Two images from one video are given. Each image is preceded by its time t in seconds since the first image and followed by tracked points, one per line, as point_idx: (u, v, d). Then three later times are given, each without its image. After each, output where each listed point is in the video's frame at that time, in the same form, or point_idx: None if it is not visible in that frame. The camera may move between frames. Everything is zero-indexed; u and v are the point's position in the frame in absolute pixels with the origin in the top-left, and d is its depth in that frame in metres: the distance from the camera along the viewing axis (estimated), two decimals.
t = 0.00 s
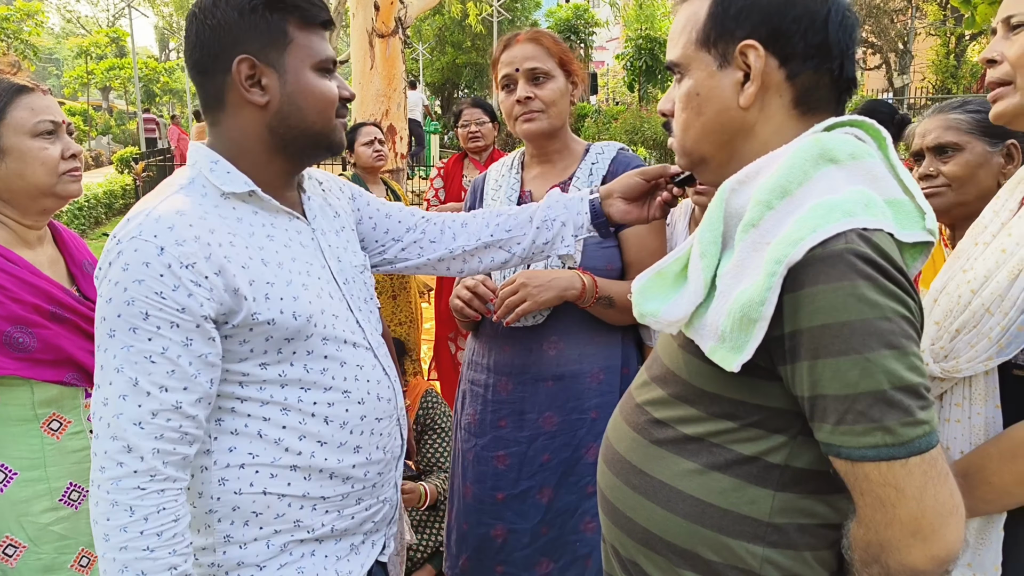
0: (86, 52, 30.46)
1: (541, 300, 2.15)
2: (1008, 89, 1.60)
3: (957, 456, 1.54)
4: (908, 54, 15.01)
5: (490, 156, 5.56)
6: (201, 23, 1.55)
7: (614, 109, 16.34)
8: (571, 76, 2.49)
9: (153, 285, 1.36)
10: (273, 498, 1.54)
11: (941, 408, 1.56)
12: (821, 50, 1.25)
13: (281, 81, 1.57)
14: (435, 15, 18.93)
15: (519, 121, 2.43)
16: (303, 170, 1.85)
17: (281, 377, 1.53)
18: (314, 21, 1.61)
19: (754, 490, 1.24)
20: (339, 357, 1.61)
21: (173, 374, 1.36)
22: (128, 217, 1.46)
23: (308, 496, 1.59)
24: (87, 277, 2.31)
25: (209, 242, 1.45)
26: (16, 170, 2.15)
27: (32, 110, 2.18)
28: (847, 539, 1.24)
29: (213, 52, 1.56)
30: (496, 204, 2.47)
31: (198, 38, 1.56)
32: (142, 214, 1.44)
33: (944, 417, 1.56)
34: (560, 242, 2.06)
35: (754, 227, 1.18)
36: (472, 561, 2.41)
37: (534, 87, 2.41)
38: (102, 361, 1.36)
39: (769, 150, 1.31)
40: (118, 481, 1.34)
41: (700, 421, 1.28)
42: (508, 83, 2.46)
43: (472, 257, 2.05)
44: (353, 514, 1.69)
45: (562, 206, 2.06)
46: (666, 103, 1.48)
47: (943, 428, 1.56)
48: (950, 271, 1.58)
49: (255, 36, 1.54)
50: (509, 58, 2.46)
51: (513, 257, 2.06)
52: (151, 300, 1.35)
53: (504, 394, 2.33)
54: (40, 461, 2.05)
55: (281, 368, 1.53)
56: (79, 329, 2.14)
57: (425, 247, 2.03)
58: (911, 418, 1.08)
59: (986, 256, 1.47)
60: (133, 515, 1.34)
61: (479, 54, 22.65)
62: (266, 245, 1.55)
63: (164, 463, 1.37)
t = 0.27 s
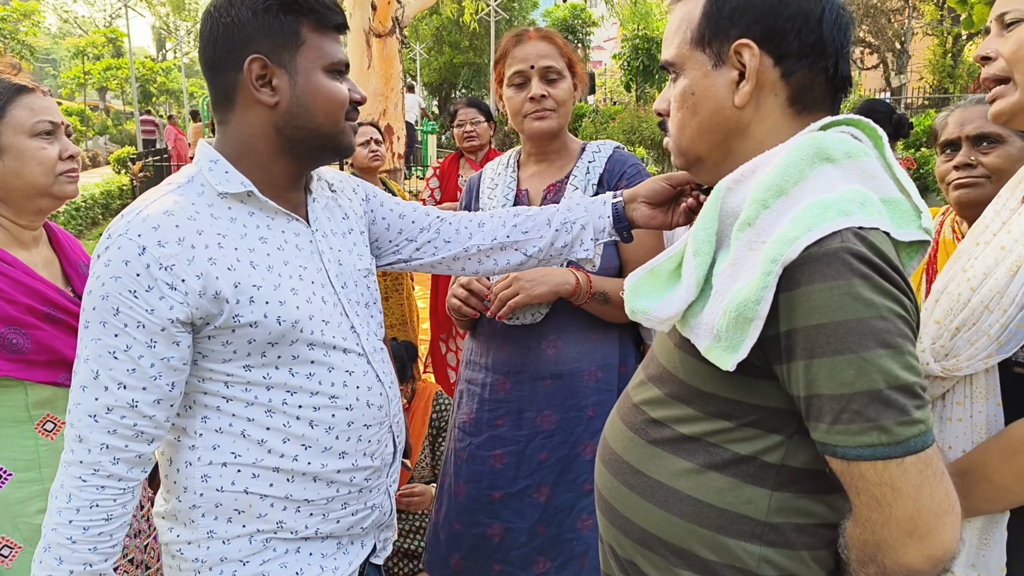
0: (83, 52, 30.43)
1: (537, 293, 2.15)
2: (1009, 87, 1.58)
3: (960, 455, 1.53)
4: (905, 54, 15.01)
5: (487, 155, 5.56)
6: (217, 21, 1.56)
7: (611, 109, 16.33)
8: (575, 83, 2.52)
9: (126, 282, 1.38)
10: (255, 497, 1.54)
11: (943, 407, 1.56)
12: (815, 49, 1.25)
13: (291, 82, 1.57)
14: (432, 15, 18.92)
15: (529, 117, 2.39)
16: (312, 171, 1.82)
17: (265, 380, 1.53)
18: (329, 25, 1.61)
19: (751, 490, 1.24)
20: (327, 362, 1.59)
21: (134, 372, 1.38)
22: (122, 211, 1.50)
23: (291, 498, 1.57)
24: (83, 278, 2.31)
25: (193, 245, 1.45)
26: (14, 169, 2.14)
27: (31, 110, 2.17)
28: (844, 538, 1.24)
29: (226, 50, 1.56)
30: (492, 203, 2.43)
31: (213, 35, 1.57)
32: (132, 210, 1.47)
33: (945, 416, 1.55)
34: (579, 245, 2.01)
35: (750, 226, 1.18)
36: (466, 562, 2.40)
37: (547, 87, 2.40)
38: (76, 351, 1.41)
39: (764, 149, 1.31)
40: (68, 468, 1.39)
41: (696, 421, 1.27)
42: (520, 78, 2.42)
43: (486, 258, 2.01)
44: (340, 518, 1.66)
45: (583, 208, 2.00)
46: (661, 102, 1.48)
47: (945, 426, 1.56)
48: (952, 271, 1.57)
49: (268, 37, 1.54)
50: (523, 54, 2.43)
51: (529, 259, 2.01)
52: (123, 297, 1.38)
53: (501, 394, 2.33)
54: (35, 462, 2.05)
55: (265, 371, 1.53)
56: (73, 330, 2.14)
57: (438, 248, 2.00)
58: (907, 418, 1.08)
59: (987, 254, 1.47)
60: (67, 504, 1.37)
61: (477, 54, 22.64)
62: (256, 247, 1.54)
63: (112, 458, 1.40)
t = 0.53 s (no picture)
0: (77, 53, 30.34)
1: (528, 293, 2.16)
2: (1004, 87, 1.55)
3: (963, 458, 1.52)
4: (898, 55, 15.06)
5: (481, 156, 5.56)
6: (201, 20, 1.54)
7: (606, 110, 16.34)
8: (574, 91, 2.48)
9: (137, 301, 1.36)
10: (284, 525, 1.55)
11: (946, 409, 1.55)
12: (807, 51, 1.25)
13: (286, 79, 1.57)
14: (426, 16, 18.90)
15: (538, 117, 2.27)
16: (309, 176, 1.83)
17: (287, 398, 1.53)
18: (318, 18, 1.61)
19: (745, 491, 1.24)
20: (348, 375, 1.60)
21: (149, 395, 1.37)
22: (122, 226, 1.47)
23: (322, 522, 1.59)
24: (77, 280, 2.30)
25: (202, 256, 1.44)
26: (7, 171, 2.14)
27: (24, 112, 2.17)
28: (837, 539, 1.25)
29: (214, 50, 1.55)
30: (484, 207, 2.34)
31: (198, 35, 1.55)
32: (136, 225, 1.44)
33: (948, 418, 1.54)
34: (584, 248, 2.02)
35: (743, 229, 1.18)
36: (453, 563, 2.40)
37: (558, 90, 2.32)
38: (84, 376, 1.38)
39: (756, 151, 1.31)
40: (86, 503, 1.37)
41: (689, 423, 1.28)
42: (530, 77, 2.30)
43: (489, 263, 2.01)
44: (370, 537, 1.70)
45: (586, 211, 2.00)
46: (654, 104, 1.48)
47: (949, 429, 1.55)
48: (952, 274, 1.56)
49: (258, 33, 1.54)
50: (534, 51, 2.32)
51: (532, 263, 2.01)
52: (132, 315, 1.36)
53: (496, 395, 2.33)
54: (28, 465, 2.04)
55: (287, 387, 1.53)
56: (66, 333, 2.13)
57: (438, 252, 2.01)
58: (899, 419, 1.08)
59: (985, 255, 1.46)
60: (95, 543, 1.36)
61: (471, 55, 22.64)
62: (265, 257, 1.54)
63: (133, 487, 1.38)
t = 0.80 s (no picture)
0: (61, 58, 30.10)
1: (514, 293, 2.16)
2: (958, 99, 1.55)
3: (928, 459, 1.53)
4: (881, 61, 15.19)
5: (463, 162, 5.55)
6: (189, 14, 1.51)
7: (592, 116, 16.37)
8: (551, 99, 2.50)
9: (130, 310, 1.33)
10: (269, 551, 1.54)
11: (910, 410, 1.56)
12: (790, 59, 1.26)
13: (278, 79, 1.55)
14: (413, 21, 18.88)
15: (522, 122, 2.28)
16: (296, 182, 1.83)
17: (278, 414, 1.53)
18: (311, 17, 1.60)
19: (725, 498, 1.24)
20: (340, 389, 1.61)
21: (149, 408, 1.34)
22: (103, 235, 1.43)
23: (309, 545, 1.59)
24: (57, 288, 2.28)
25: (192, 262, 1.43)
26: None
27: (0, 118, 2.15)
28: (816, 545, 1.26)
29: (203, 46, 1.52)
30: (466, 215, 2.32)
31: (185, 30, 1.51)
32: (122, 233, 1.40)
33: (912, 419, 1.55)
34: (575, 252, 1.99)
35: (721, 236, 1.18)
36: (435, 570, 2.39)
37: (540, 96, 2.34)
38: (74, 391, 1.33)
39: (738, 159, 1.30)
40: (92, 528, 1.31)
41: (670, 430, 1.28)
42: (513, 83, 2.31)
43: (480, 268, 2.01)
44: (357, 557, 1.71)
45: (578, 214, 1.98)
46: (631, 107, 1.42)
47: (912, 429, 1.56)
48: (910, 277, 1.59)
49: (251, 31, 1.52)
50: (517, 58, 2.33)
51: (525, 268, 2.00)
52: (126, 326, 1.33)
53: (480, 401, 2.33)
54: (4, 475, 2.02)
55: (279, 403, 1.52)
56: (45, 341, 2.11)
57: (426, 258, 2.01)
58: (876, 426, 1.09)
59: (947, 260, 1.48)
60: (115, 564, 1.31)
61: (458, 61, 22.66)
62: (255, 266, 1.54)
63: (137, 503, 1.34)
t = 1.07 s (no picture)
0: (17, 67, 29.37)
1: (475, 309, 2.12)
2: (876, 123, 1.59)
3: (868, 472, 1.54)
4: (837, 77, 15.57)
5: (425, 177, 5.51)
6: (155, 43, 1.50)
7: (557, 129, 16.47)
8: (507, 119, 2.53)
9: (91, 347, 1.33)
10: (249, 569, 1.53)
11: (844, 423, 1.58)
12: (751, 85, 1.25)
13: (244, 109, 1.55)
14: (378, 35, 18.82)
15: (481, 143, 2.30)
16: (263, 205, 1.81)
17: (250, 437, 1.52)
18: (279, 45, 1.61)
19: (680, 517, 1.24)
20: (313, 408, 1.60)
21: (112, 445, 1.34)
22: (67, 269, 1.42)
23: (289, 564, 1.58)
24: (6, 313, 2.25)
25: (155, 295, 1.42)
26: None
27: None
28: (772, 563, 1.25)
29: (169, 76, 1.51)
30: (427, 234, 2.29)
31: (151, 58, 1.51)
32: (84, 268, 1.40)
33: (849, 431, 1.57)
34: (541, 270, 1.96)
35: (676, 257, 1.18)
36: None
37: (498, 118, 2.36)
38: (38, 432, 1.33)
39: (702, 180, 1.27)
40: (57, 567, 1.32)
41: (625, 450, 1.28)
42: (472, 105, 2.33)
43: (449, 290, 2.00)
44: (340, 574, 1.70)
45: (543, 232, 1.95)
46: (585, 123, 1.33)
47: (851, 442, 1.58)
48: (838, 296, 1.65)
49: (217, 61, 1.51)
50: (476, 79, 2.35)
51: (492, 288, 1.98)
52: (87, 364, 1.33)
53: (444, 421, 2.28)
54: None
55: (250, 426, 1.51)
56: None
57: (397, 278, 1.99)
58: (828, 444, 1.10)
59: (874, 281, 1.55)
60: None
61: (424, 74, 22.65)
62: (222, 292, 1.53)
63: (103, 542, 1.34)
